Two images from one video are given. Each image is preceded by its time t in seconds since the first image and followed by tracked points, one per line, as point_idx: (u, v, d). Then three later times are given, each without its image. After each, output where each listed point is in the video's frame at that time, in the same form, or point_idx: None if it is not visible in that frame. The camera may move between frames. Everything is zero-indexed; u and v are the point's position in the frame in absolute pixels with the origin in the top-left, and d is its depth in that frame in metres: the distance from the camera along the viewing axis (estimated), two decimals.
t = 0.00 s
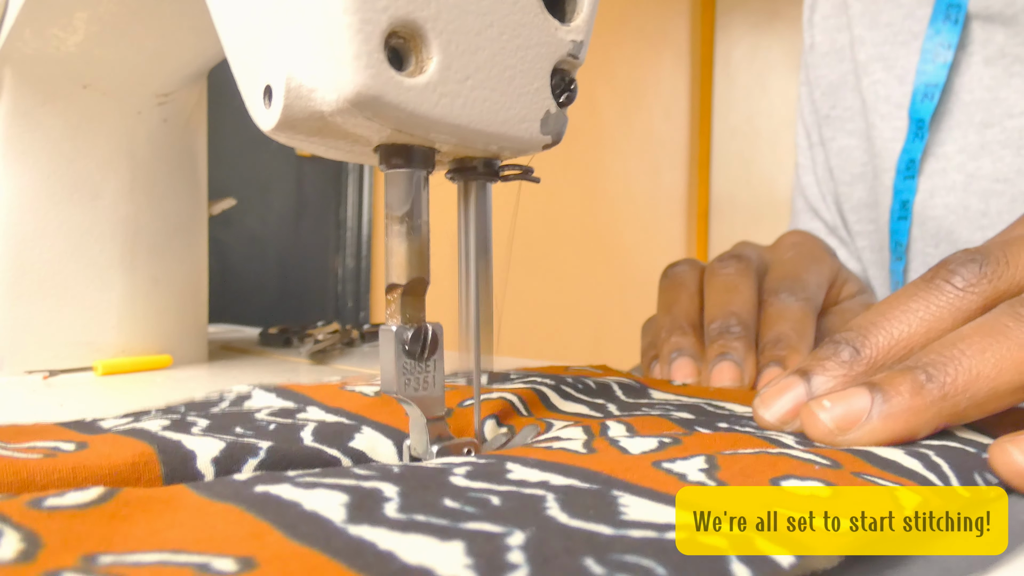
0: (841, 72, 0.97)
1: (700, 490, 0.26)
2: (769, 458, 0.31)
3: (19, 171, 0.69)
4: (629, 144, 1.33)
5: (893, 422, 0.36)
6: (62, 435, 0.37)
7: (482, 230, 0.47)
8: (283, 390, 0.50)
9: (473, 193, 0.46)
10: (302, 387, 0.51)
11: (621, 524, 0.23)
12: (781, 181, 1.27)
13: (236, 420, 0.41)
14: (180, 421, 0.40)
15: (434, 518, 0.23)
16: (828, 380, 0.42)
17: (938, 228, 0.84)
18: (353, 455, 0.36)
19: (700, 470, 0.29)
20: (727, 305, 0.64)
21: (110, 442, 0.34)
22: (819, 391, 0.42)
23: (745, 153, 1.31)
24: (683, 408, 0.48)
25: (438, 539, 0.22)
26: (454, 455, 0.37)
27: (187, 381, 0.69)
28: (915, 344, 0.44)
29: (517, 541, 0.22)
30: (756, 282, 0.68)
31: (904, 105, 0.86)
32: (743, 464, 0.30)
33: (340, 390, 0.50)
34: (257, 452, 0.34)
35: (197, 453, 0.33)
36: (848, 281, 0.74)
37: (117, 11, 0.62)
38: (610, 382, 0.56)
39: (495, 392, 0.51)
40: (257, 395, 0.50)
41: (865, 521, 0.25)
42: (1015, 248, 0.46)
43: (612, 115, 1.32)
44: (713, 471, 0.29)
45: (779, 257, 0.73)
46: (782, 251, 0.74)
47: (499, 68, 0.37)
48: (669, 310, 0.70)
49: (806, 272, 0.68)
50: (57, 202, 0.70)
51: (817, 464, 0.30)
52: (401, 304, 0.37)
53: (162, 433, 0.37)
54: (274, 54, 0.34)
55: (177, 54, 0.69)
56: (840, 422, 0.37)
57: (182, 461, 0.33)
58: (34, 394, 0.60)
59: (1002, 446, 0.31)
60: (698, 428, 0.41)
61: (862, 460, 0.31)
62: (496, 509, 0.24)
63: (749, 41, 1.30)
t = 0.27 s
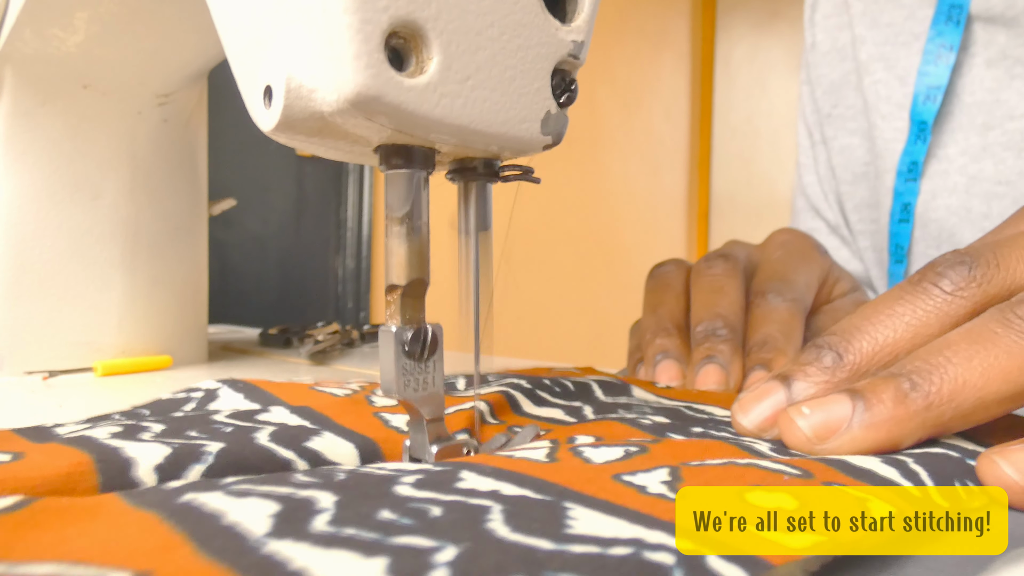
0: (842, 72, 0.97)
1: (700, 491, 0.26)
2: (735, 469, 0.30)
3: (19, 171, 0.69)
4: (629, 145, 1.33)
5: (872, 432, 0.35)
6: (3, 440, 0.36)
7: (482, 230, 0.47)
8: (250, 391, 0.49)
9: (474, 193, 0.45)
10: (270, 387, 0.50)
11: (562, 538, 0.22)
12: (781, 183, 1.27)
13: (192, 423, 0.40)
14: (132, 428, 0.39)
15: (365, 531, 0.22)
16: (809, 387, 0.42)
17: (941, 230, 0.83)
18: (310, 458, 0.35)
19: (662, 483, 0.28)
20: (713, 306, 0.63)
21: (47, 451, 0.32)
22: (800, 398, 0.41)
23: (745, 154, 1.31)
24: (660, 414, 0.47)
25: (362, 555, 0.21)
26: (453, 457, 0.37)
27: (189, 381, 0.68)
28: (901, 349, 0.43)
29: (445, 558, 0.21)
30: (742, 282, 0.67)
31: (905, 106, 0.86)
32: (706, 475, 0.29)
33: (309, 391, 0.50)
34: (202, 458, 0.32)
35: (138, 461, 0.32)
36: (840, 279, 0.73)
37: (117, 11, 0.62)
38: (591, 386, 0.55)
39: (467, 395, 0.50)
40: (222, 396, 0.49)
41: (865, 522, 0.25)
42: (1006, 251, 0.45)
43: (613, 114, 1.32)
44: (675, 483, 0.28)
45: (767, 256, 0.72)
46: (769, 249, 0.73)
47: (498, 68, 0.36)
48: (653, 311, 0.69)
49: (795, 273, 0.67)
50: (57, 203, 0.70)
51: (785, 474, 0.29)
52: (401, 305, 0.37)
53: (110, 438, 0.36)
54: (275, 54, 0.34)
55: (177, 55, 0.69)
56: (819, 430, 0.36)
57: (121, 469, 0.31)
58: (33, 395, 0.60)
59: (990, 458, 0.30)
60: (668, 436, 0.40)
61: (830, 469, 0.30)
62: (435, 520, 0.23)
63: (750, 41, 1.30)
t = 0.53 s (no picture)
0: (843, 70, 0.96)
1: (698, 490, 0.26)
2: (693, 477, 0.28)
3: (20, 170, 0.69)
4: (630, 144, 1.33)
5: (851, 440, 0.34)
6: None
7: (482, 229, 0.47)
8: (211, 391, 0.49)
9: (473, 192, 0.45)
10: (231, 389, 0.50)
11: (491, 551, 0.21)
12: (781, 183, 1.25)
13: (139, 427, 0.40)
14: (74, 432, 0.38)
15: (278, 546, 0.22)
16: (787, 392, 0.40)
17: (941, 230, 0.83)
18: (257, 460, 0.33)
19: (616, 491, 0.27)
20: (698, 307, 0.61)
21: None
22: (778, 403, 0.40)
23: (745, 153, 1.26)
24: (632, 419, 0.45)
25: (262, 572, 0.20)
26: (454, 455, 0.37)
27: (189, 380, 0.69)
28: (883, 357, 0.41)
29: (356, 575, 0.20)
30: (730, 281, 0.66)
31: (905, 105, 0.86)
32: (659, 484, 0.27)
33: (271, 392, 0.49)
34: (137, 463, 0.31)
35: (64, 468, 0.30)
36: (833, 275, 0.73)
37: (117, 11, 0.62)
38: (565, 389, 0.53)
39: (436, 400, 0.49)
40: (181, 398, 0.49)
41: (865, 522, 0.25)
42: (996, 256, 0.43)
43: (613, 119, 1.34)
44: (631, 492, 0.27)
45: (756, 253, 0.71)
46: (759, 246, 0.73)
47: (498, 66, 0.37)
48: (639, 312, 0.68)
49: (783, 272, 0.66)
50: (57, 202, 0.70)
51: (745, 480, 0.28)
52: (401, 304, 0.37)
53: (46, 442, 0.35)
54: (274, 53, 0.34)
55: (177, 55, 0.69)
56: (796, 435, 0.34)
57: (47, 477, 0.30)
58: (34, 394, 0.60)
59: (987, 466, 0.29)
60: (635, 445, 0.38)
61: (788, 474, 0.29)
62: (357, 534, 0.22)
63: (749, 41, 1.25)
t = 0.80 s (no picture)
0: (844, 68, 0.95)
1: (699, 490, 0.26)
2: (653, 489, 0.27)
3: (20, 170, 0.69)
4: (631, 144, 1.33)
5: (831, 450, 0.32)
6: None
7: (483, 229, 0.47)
8: (172, 396, 0.49)
9: (475, 192, 0.45)
10: (193, 393, 0.50)
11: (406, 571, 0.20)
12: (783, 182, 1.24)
13: (87, 434, 0.40)
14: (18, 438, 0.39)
15: (183, 568, 0.21)
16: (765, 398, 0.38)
17: (942, 230, 0.83)
18: (202, 464, 0.34)
19: (568, 504, 0.26)
20: (684, 308, 0.60)
21: None
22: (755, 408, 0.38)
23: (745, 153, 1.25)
24: (605, 428, 0.44)
25: None
26: (454, 456, 0.37)
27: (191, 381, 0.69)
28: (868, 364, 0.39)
29: None
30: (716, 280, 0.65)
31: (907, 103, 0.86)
32: (617, 496, 0.26)
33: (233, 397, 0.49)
34: (72, 472, 0.32)
35: None
36: (823, 267, 0.73)
37: (118, 11, 0.62)
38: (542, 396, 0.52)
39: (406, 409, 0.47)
40: (141, 401, 0.49)
41: (865, 521, 0.25)
42: (988, 262, 0.42)
43: (614, 119, 1.34)
44: (582, 505, 0.25)
45: (743, 250, 0.71)
46: (745, 241, 0.72)
47: (500, 66, 0.36)
48: (624, 313, 0.67)
49: (770, 269, 0.65)
50: (57, 202, 0.70)
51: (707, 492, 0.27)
52: (401, 304, 0.37)
53: None
54: (275, 54, 0.34)
55: (178, 54, 0.69)
56: (773, 442, 0.32)
57: None
58: (35, 394, 0.60)
59: (989, 473, 0.28)
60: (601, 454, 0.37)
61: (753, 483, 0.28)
62: (276, 551, 0.21)
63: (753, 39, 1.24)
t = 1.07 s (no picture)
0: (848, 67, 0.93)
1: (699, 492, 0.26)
2: (605, 499, 0.26)
3: (21, 172, 0.69)
4: (631, 145, 1.33)
5: (808, 460, 0.30)
6: None
7: (483, 230, 0.47)
8: (131, 403, 0.49)
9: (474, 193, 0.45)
10: (155, 401, 0.49)
11: None
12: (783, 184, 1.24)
13: (32, 441, 0.39)
14: None
15: None
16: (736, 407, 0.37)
17: (944, 230, 0.81)
18: (141, 470, 0.32)
19: (508, 513, 0.25)
20: (668, 310, 0.60)
21: None
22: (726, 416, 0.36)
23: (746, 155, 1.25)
24: (572, 437, 0.43)
25: None
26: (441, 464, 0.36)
27: (192, 382, 0.69)
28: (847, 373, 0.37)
29: None
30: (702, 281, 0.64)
31: (909, 104, 0.84)
32: (564, 506, 0.25)
33: (190, 403, 0.49)
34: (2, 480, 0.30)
35: None
36: (813, 264, 0.71)
37: (118, 12, 0.61)
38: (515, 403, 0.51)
39: (374, 415, 0.46)
40: (98, 410, 0.48)
41: (864, 522, 0.25)
42: (972, 266, 0.39)
43: (613, 120, 1.35)
44: (523, 516, 0.25)
45: (731, 250, 0.70)
46: (734, 240, 0.72)
47: (500, 68, 0.36)
48: (608, 315, 0.66)
49: (758, 270, 0.64)
50: (58, 204, 0.70)
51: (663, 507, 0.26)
52: (401, 306, 0.37)
53: None
54: (275, 55, 0.34)
55: (178, 56, 0.69)
56: (745, 453, 0.31)
57: None
58: (36, 396, 0.60)
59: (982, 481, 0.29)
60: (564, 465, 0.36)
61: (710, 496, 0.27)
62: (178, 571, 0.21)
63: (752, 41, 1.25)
